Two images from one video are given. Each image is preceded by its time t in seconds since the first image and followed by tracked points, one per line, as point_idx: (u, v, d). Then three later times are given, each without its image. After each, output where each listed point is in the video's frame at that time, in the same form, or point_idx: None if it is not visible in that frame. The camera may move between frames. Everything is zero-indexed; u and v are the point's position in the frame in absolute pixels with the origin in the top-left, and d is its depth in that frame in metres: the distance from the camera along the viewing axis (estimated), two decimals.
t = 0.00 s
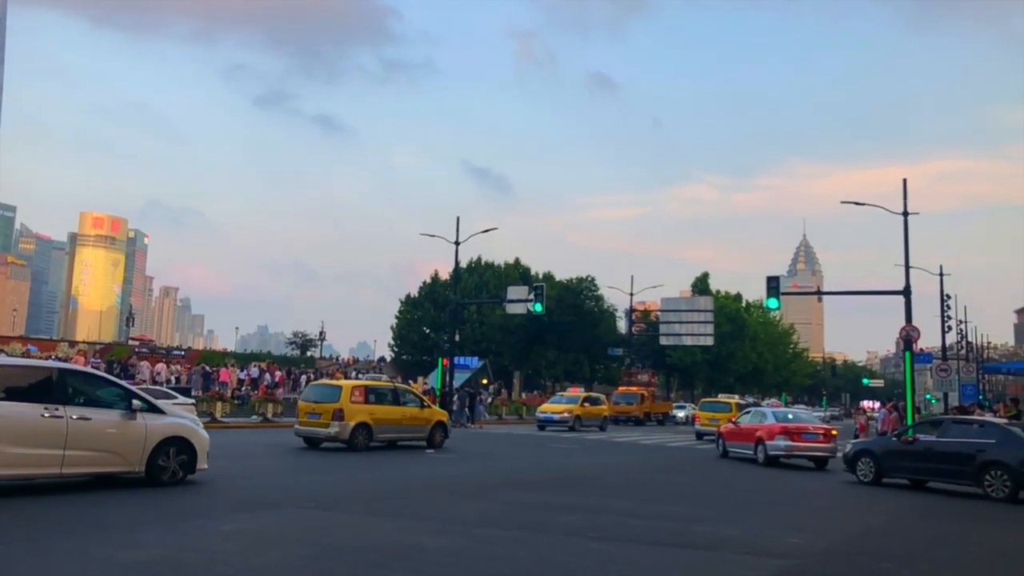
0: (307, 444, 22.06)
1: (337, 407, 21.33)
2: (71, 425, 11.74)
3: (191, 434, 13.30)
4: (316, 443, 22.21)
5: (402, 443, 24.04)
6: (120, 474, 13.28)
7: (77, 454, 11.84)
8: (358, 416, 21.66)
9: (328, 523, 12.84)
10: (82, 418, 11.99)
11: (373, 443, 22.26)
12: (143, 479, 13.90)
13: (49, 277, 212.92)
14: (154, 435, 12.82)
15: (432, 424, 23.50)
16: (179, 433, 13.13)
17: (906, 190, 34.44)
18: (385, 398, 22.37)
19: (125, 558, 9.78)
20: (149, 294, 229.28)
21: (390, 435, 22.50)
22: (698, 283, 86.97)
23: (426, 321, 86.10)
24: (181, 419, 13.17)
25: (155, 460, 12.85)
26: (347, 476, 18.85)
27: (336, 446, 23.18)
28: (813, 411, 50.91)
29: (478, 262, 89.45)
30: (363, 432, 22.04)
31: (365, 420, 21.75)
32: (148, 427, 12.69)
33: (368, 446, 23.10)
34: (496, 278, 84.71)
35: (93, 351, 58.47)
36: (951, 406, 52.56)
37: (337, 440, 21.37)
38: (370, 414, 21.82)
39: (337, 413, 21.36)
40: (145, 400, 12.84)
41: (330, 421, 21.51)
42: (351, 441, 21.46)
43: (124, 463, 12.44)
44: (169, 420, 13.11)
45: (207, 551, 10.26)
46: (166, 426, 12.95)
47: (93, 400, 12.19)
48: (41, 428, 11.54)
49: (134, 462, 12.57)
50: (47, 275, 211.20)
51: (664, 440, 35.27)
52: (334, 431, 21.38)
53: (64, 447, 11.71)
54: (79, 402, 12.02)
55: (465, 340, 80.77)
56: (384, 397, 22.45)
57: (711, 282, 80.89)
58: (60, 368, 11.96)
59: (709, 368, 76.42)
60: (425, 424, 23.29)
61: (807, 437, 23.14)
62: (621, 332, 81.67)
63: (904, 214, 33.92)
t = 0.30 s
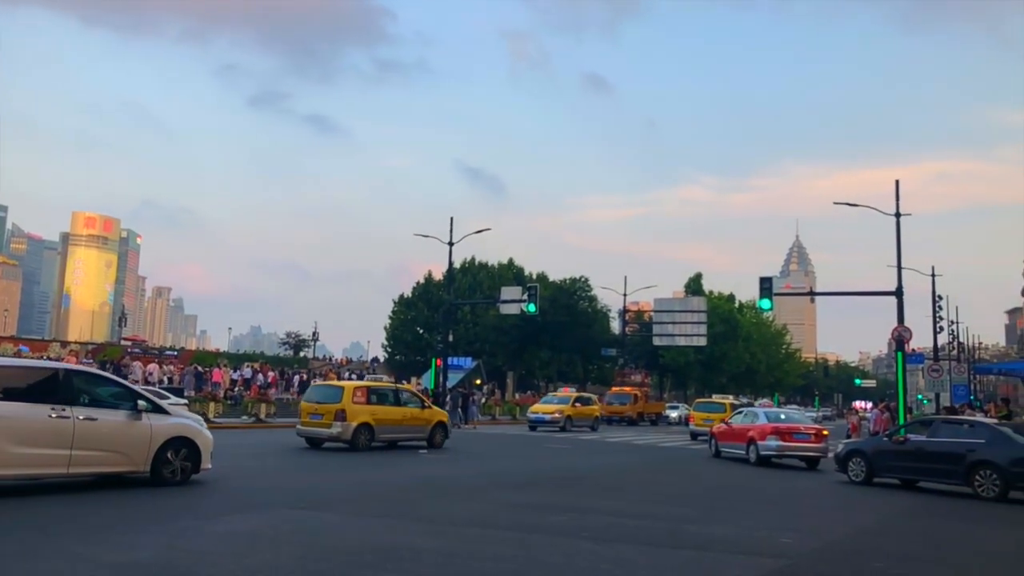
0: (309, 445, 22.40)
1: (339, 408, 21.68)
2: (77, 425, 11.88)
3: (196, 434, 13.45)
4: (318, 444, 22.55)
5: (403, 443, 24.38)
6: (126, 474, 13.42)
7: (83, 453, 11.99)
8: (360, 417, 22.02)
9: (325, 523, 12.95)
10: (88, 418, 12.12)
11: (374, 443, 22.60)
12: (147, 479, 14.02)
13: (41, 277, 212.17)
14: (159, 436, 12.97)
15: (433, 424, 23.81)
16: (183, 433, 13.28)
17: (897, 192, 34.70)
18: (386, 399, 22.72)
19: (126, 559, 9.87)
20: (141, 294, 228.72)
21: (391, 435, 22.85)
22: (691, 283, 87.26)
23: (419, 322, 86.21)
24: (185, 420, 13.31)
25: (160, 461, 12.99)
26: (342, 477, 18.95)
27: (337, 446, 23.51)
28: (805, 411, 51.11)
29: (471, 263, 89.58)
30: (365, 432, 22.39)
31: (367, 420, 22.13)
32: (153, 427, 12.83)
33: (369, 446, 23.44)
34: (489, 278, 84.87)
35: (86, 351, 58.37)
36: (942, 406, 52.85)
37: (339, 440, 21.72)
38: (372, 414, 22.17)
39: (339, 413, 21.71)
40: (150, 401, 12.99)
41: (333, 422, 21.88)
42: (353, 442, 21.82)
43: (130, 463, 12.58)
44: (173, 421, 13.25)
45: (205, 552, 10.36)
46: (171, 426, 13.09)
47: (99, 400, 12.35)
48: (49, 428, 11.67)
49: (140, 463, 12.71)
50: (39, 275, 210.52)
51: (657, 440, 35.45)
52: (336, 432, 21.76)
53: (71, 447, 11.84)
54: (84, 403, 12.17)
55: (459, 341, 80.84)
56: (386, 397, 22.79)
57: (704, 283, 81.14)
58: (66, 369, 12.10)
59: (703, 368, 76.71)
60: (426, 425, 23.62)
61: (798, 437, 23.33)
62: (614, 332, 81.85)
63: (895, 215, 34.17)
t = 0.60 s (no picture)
0: (311, 444, 22.71)
1: (342, 408, 21.98)
2: (83, 425, 12.04)
3: (200, 434, 13.62)
4: (320, 443, 22.86)
5: (404, 443, 24.65)
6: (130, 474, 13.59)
7: (90, 453, 12.16)
8: (362, 417, 22.33)
9: (321, 524, 13.06)
10: (94, 418, 12.29)
11: (376, 442, 22.90)
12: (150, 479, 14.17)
13: (32, 277, 211.42)
14: (163, 435, 13.13)
15: (433, 424, 24.09)
16: (187, 433, 13.44)
17: (889, 192, 34.94)
18: (388, 398, 23.01)
19: (124, 559, 9.98)
20: (134, 294, 228.26)
21: (393, 435, 23.15)
22: (685, 283, 87.51)
23: (413, 321, 86.35)
24: (189, 420, 13.47)
25: (165, 460, 13.17)
26: (337, 477, 19.09)
27: (339, 446, 23.78)
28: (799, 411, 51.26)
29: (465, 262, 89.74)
30: (367, 432, 22.68)
31: (369, 420, 22.43)
32: (158, 427, 13.00)
33: (371, 445, 23.73)
34: (483, 278, 85.05)
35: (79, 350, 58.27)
36: (934, 405, 53.05)
37: (341, 439, 22.03)
38: (374, 415, 22.46)
39: (342, 413, 22.02)
40: (155, 402, 13.15)
41: (336, 421, 22.18)
42: (356, 441, 22.11)
43: (135, 462, 12.75)
44: (178, 420, 13.42)
45: (205, 552, 10.49)
46: (176, 426, 13.26)
47: (105, 401, 12.51)
48: (56, 427, 11.84)
49: (145, 462, 12.89)
50: (31, 274, 209.83)
51: (651, 440, 35.60)
52: (339, 432, 22.06)
53: (77, 447, 12.01)
54: (91, 403, 12.33)
55: (453, 340, 81.01)
56: (387, 397, 23.09)
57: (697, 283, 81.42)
58: (73, 370, 12.26)
59: (696, 367, 76.95)
60: (426, 425, 23.90)
61: (789, 436, 23.52)
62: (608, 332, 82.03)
63: (888, 215, 34.41)
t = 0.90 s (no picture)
0: (313, 444, 22.93)
1: (344, 408, 22.23)
2: (90, 425, 12.21)
3: (204, 434, 13.81)
4: (322, 443, 23.08)
5: (404, 443, 24.92)
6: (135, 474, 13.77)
7: (96, 453, 12.34)
8: (364, 417, 22.59)
9: (315, 524, 13.19)
10: (100, 419, 12.46)
11: (378, 442, 23.18)
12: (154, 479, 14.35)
13: (24, 276, 210.67)
14: (168, 435, 13.31)
15: (434, 424, 24.38)
16: (191, 433, 13.61)
17: (882, 193, 35.16)
18: (389, 399, 23.29)
19: (121, 560, 10.08)
20: (126, 294, 227.67)
21: (394, 435, 23.42)
22: (678, 283, 87.76)
23: (406, 321, 86.43)
24: (193, 420, 13.64)
25: (169, 460, 13.35)
26: (332, 477, 19.22)
27: (339, 446, 24.01)
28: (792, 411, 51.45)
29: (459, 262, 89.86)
30: (369, 432, 22.94)
31: (371, 420, 22.70)
32: (162, 427, 13.19)
33: (372, 446, 23.98)
34: (477, 278, 85.18)
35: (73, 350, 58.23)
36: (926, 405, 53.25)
37: (344, 439, 22.29)
38: (375, 415, 22.75)
39: (344, 413, 22.27)
40: (160, 402, 13.33)
41: (338, 422, 22.44)
42: (358, 441, 22.38)
43: (140, 462, 12.93)
44: (182, 421, 13.60)
45: (203, 554, 10.59)
46: (180, 426, 13.44)
47: (111, 401, 12.69)
48: (63, 428, 12.01)
49: (150, 462, 13.08)
50: (23, 274, 209.06)
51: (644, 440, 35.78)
52: (341, 432, 22.32)
53: (84, 447, 12.19)
54: (97, 403, 12.51)
55: (446, 340, 81.12)
56: (388, 398, 23.36)
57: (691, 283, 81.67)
58: (79, 371, 12.44)
59: (689, 367, 77.24)
60: (427, 425, 24.17)
61: (781, 436, 23.68)
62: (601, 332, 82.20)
63: (880, 216, 34.63)
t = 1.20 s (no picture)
0: (315, 443, 23.13)
1: (347, 408, 22.45)
2: (96, 425, 12.44)
3: (208, 434, 14.04)
4: (324, 442, 23.29)
5: (404, 443, 25.16)
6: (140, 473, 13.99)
7: (102, 452, 12.56)
8: (366, 417, 22.81)
9: (312, 524, 13.32)
10: (106, 419, 12.68)
11: (380, 442, 23.41)
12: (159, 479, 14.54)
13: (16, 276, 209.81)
14: (172, 435, 13.52)
15: (434, 424, 24.62)
16: (195, 432, 13.81)
17: (874, 194, 35.39)
18: (391, 399, 23.54)
19: (122, 560, 10.21)
20: (119, 294, 227.07)
21: (395, 434, 23.64)
22: (671, 283, 88.04)
23: (400, 321, 86.50)
24: (197, 420, 13.85)
25: (174, 460, 13.55)
26: (328, 477, 19.37)
27: (341, 445, 24.20)
28: (785, 411, 51.64)
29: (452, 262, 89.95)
30: (371, 432, 23.16)
31: (373, 420, 22.92)
32: (168, 427, 13.40)
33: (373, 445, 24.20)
34: (471, 277, 85.30)
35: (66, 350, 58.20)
36: (919, 404, 53.50)
37: (346, 439, 22.52)
38: (377, 415, 22.96)
39: (346, 413, 22.47)
40: (165, 402, 13.56)
41: (340, 421, 22.65)
42: (361, 441, 22.60)
43: (146, 462, 13.15)
44: (187, 421, 13.81)
45: (202, 554, 10.71)
46: (184, 426, 13.65)
47: (117, 401, 12.91)
48: (70, 428, 12.23)
49: (156, 462, 13.30)
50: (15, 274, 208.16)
51: (638, 439, 35.96)
52: (343, 431, 22.55)
53: (90, 447, 12.40)
54: (103, 403, 12.73)
55: (440, 339, 81.23)
56: (390, 398, 23.60)
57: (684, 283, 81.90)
58: (86, 370, 12.66)
59: (683, 367, 77.47)
60: (428, 425, 24.41)
61: (773, 435, 23.86)
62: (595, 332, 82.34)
63: (873, 217, 34.87)
